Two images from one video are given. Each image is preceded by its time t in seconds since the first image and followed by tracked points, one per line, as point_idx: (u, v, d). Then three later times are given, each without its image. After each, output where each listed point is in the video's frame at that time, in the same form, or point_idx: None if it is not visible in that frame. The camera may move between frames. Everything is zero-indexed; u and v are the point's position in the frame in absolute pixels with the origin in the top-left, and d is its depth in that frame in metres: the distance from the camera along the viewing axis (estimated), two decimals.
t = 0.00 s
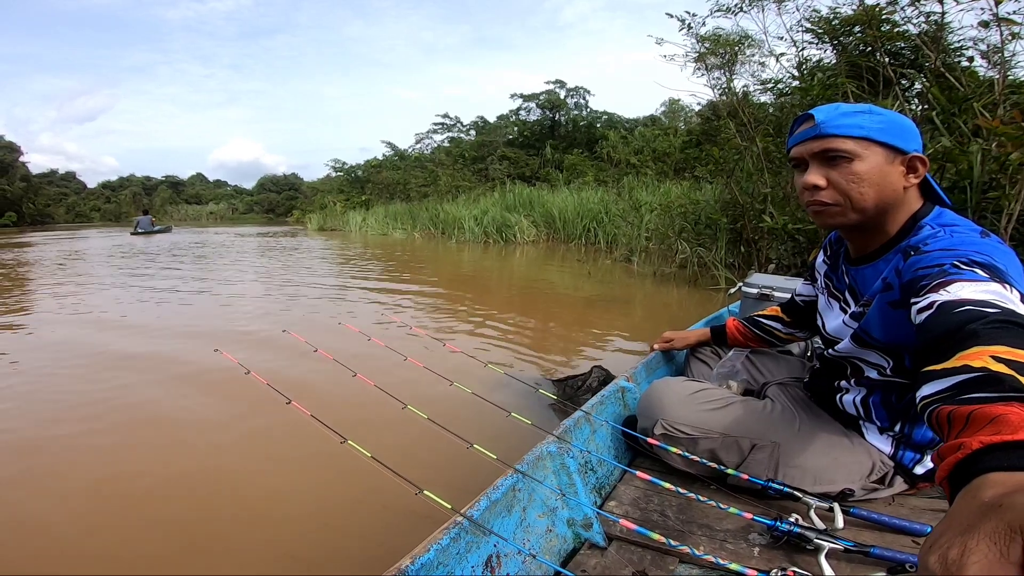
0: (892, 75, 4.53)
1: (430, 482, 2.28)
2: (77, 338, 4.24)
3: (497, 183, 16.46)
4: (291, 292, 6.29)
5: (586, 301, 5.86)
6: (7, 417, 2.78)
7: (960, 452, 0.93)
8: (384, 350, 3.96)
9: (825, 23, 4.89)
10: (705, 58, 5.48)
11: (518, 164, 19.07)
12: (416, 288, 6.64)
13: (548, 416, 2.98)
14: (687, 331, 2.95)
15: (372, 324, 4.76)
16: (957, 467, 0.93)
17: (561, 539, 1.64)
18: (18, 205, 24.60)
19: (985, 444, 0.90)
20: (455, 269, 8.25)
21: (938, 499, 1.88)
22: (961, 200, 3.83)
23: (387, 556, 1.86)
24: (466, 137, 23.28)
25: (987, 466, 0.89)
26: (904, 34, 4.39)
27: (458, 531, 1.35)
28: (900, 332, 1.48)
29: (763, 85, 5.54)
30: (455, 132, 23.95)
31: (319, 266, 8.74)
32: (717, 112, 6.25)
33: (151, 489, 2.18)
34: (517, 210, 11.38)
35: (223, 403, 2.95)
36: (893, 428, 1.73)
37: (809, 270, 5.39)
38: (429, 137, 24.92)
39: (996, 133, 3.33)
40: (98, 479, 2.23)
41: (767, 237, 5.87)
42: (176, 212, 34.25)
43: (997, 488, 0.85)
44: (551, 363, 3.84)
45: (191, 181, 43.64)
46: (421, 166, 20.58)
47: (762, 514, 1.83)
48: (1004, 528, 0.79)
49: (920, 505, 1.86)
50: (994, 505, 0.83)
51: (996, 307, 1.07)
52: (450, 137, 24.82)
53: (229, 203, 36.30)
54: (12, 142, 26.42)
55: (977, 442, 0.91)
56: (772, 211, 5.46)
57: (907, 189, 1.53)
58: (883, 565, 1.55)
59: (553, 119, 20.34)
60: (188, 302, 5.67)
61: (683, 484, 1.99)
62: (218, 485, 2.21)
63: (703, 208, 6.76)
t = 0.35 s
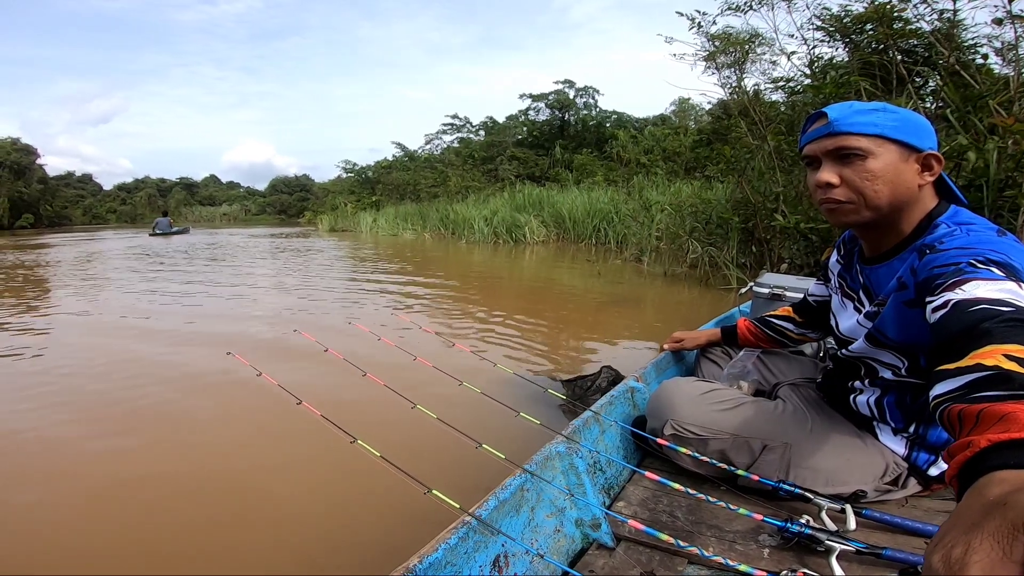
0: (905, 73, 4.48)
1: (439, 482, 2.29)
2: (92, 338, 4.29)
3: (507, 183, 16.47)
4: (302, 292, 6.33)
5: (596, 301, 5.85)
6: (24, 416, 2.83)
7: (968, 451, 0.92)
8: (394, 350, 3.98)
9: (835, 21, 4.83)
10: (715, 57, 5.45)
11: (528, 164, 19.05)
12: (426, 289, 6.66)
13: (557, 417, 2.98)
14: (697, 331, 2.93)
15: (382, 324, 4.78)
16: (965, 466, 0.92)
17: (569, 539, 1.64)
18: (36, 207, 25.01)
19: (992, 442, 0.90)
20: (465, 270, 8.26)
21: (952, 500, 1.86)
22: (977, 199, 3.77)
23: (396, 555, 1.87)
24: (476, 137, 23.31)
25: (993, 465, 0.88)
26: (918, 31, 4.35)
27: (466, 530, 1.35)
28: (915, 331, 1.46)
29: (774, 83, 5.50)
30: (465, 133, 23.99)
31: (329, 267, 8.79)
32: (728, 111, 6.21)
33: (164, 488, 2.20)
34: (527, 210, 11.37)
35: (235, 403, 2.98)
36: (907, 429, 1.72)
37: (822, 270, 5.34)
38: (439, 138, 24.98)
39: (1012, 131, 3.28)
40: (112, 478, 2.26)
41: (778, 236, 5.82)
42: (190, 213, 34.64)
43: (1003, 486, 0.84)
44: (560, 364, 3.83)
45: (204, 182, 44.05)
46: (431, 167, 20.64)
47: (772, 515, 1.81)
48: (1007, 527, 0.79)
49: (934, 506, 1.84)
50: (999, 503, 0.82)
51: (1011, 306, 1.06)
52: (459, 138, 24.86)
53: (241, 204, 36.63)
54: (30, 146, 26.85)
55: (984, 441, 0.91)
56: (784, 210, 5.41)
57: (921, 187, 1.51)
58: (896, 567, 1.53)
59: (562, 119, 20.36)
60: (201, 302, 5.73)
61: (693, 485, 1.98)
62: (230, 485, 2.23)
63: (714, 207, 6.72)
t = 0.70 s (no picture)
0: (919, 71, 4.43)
1: (448, 482, 2.30)
2: (109, 339, 4.36)
3: (517, 183, 16.49)
4: (314, 293, 6.38)
5: (607, 301, 5.84)
6: (42, 415, 2.88)
7: (983, 451, 0.92)
8: (405, 351, 4.00)
9: (847, 20, 4.81)
10: (726, 56, 5.43)
11: (538, 165, 19.06)
12: (436, 290, 6.69)
13: (567, 417, 2.97)
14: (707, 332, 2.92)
15: (393, 324, 4.80)
16: (980, 466, 0.92)
17: (578, 540, 1.63)
18: (53, 210, 25.47)
19: (1009, 443, 0.90)
20: (475, 270, 8.28)
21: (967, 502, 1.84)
22: (993, 198, 3.72)
23: (406, 555, 1.88)
24: (486, 138, 23.36)
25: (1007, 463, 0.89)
26: (931, 29, 4.30)
27: (474, 530, 1.36)
28: (930, 331, 1.44)
29: (785, 82, 5.47)
30: (474, 134, 24.04)
31: (341, 268, 8.85)
32: (739, 111, 6.18)
33: (177, 488, 2.23)
34: (537, 211, 11.38)
35: (246, 403, 3.01)
36: (922, 429, 1.69)
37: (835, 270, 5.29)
38: (449, 139, 25.06)
39: None
40: (127, 477, 2.30)
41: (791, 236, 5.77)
42: (204, 215, 35.06)
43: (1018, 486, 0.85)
44: (570, 364, 3.83)
45: (218, 185, 44.53)
46: (441, 168, 20.70)
47: (783, 516, 1.80)
48: None
49: (949, 508, 1.82)
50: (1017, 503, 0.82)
51: None
52: (469, 139, 24.91)
53: (254, 206, 36.97)
54: (47, 149, 27.29)
55: (1000, 441, 0.91)
56: (796, 210, 5.37)
57: (936, 185, 1.49)
58: (909, 570, 1.52)
59: (572, 120, 20.37)
60: (214, 303, 5.79)
61: (703, 486, 1.97)
62: (242, 484, 2.25)
63: (725, 207, 6.69)
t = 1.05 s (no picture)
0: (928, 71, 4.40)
1: (453, 483, 2.30)
2: (118, 339, 4.40)
3: (524, 184, 16.51)
4: (321, 293, 6.41)
5: (613, 303, 5.83)
6: (51, 415, 2.91)
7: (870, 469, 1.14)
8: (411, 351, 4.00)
9: (856, 20, 4.78)
10: (733, 57, 5.41)
11: (544, 166, 19.07)
12: (443, 290, 6.71)
13: (572, 419, 2.97)
14: (714, 333, 2.91)
15: (400, 325, 4.82)
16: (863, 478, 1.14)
17: (582, 541, 1.63)
18: (65, 211, 25.75)
19: (882, 469, 1.10)
20: (482, 271, 8.30)
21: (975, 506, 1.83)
22: (1004, 199, 3.69)
23: (411, 555, 1.88)
24: (493, 139, 23.40)
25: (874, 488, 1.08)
26: (941, 29, 4.27)
27: (479, 531, 1.36)
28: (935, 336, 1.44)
29: (793, 83, 5.45)
30: (481, 135, 24.07)
31: (348, 268, 8.89)
32: (747, 112, 6.16)
33: (185, 486, 2.25)
34: (543, 212, 11.39)
35: (254, 403, 3.03)
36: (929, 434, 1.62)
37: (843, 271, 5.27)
38: (456, 140, 25.12)
39: None
40: (136, 477, 2.32)
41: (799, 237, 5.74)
42: (213, 216, 35.31)
43: (868, 500, 1.05)
44: (576, 365, 3.83)
45: (227, 185, 44.84)
46: (448, 169, 20.75)
47: (789, 518, 1.79)
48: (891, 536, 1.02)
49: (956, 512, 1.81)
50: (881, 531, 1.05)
51: None
52: (476, 140, 24.94)
53: (262, 207, 37.18)
54: (58, 150, 27.58)
55: (879, 466, 1.11)
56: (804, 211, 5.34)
57: (946, 184, 1.48)
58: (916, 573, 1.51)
59: (579, 121, 20.40)
60: (222, 303, 5.83)
61: (709, 488, 1.96)
62: (249, 483, 2.27)
63: (733, 208, 6.66)
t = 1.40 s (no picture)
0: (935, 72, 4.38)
1: (456, 483, 2.30)
2: (124, 339, 4.42)
3: (528, 185, 16.51)
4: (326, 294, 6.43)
5: (617, 304, 5.82)
6: (58, 414, 2.92)
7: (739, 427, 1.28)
8: (414, 352, 4.01)
9: (862, 20, 4.77)
10: (737, 57, 5.40)
11: (549, 167, 19.06)
12: (446, 291, 6.71)
13: (576, 419, 2.97)
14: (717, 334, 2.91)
15: (403, 326, 4.83)
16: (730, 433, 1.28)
17: (584, 542, 1.62)
18: (72, 211, 25.95)
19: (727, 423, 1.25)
20: (485, 272, 8.30)
21: (978, 507, 1.82)
22: (1012, 199, 3.66)
23: (414, 554, 1.89)
24: (497, 140, 23.41)
25: (694, 427, 1.19)
26: (947, 30, 4.25)
27: (481, 531, 1.36)
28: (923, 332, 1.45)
29: (799, 83, 5.43)
30: (486, 135, 24.08)
31: (352, 269, 8.91)
32: (752, 112, 6.14)
33: (189, 486, 2.27)
34: (548, 213, 11.39)
35: (257, 404, 3.04)
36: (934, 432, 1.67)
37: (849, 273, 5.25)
38: (460, 141, 25.14)
39: None
40: (139, 476, 2.34)
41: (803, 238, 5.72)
42: (219, 216, 35.46)
43: (677, 433, 1.17)
44: (579, 366, 3.83)
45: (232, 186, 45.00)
46: (453, 169, 20.76)
47: (792, 519, 1.78)
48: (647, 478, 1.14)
49: (960, 513, 1.81)
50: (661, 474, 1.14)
51: (956, 336, 1.15)
52: (481, 141, 24.95)
53: (268, 208, 37.31)
54: (66, 151, 27.75)
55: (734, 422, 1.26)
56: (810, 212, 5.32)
57: (957, 184, 1.48)
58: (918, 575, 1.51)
59: (584, 121, 20.41)
60: (228, 304, 5.86)
61: (710, 489, 1.94)
62: (252, 482, 2.29)
63: (738, 209, 6.65)
